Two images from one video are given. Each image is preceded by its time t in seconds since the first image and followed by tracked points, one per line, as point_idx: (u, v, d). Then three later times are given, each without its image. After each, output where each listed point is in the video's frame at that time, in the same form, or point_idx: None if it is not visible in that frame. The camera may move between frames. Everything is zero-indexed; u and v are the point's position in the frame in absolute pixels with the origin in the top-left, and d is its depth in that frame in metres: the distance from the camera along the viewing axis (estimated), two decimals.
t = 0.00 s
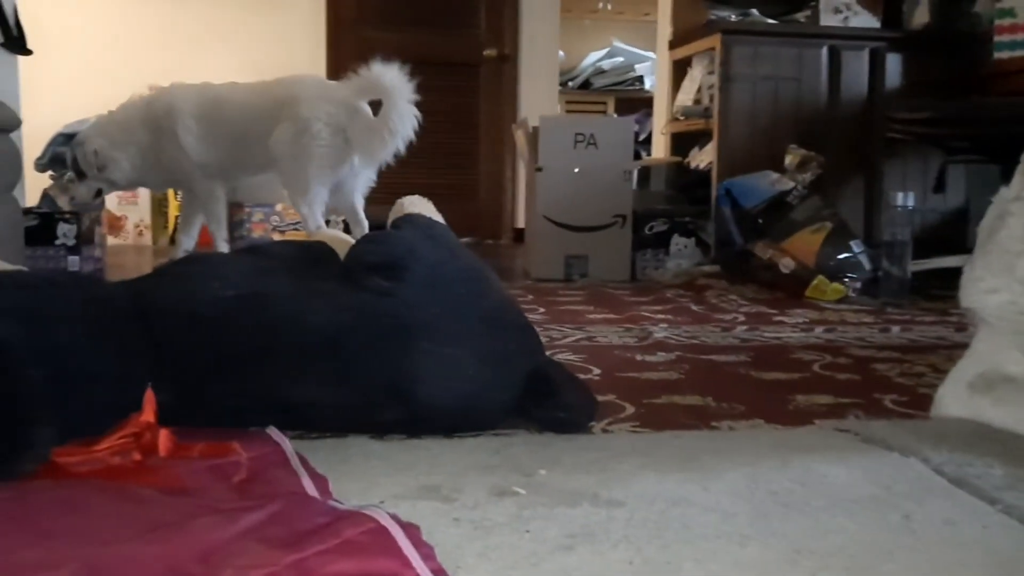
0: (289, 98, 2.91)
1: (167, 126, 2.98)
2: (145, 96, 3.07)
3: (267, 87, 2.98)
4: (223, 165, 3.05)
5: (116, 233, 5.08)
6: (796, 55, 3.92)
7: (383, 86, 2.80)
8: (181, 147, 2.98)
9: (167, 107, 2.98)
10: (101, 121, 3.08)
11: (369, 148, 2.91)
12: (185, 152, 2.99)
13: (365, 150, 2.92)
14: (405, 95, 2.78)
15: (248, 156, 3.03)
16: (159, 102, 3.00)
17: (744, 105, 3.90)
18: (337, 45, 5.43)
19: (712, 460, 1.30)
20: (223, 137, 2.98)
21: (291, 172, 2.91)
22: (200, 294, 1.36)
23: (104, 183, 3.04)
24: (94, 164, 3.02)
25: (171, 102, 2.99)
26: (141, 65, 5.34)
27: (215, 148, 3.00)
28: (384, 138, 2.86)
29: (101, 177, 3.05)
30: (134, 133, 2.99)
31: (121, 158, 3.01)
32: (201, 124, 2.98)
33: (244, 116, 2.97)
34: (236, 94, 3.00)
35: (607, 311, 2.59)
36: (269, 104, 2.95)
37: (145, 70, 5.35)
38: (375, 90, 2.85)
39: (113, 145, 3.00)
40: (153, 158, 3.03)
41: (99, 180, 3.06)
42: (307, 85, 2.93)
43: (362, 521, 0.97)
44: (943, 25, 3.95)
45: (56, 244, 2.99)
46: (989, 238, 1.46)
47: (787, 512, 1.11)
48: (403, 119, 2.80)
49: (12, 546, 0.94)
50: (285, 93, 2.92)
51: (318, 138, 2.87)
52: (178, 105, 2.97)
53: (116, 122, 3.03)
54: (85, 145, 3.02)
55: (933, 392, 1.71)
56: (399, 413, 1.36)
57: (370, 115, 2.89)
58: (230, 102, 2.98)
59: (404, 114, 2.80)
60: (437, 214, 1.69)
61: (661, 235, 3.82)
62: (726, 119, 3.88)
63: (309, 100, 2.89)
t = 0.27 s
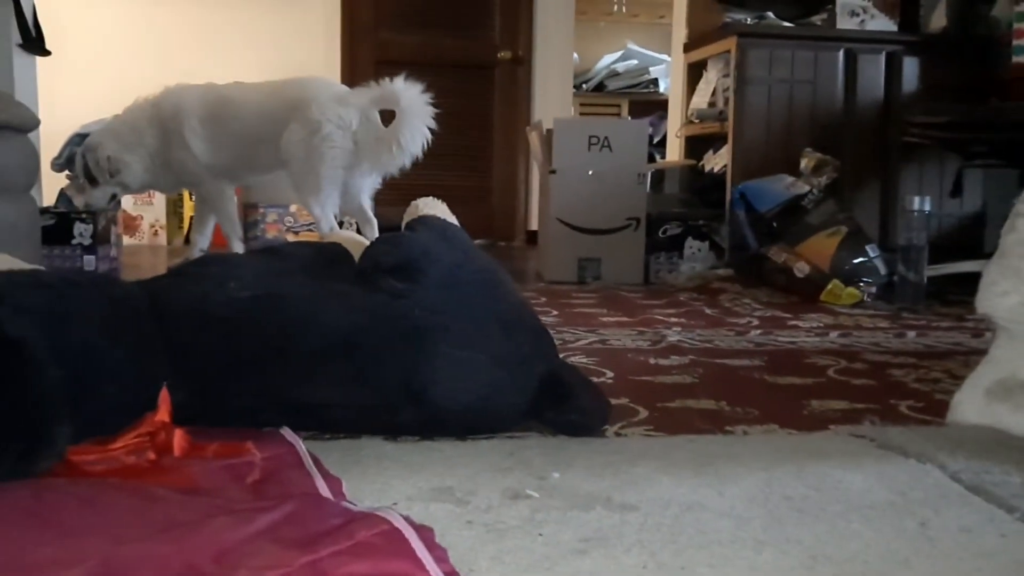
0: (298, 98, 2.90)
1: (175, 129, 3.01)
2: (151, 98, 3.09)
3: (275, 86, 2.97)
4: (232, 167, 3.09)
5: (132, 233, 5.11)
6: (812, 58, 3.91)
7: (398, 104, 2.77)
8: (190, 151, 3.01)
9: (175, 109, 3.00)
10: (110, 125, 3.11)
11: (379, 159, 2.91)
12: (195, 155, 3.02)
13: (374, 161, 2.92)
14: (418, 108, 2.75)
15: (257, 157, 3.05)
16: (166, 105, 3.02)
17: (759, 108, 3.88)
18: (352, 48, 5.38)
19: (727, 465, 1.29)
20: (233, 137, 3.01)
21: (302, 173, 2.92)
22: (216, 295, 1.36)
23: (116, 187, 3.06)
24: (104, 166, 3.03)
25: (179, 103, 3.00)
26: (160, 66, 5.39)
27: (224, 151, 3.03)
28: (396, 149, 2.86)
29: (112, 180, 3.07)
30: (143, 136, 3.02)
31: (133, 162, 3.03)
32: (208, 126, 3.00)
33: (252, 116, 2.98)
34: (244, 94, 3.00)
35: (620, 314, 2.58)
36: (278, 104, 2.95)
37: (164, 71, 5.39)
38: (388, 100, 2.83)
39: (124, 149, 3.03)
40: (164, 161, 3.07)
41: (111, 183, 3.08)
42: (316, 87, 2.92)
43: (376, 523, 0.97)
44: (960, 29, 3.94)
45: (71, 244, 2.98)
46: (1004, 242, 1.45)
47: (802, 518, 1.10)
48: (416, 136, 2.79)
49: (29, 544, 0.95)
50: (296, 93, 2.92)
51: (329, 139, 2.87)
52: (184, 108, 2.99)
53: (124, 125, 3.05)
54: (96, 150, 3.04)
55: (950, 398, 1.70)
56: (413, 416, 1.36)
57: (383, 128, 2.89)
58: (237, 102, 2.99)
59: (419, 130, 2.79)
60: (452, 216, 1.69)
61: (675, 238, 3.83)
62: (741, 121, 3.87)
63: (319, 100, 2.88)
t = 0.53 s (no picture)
0: (313, 100, 2.94)
1: (186, 131, 3.01)
2: (160, 100, 3.09)
3: (286, 88, 3.00)
4: (242, 168, 3.10)
5: (144, 233, 5.13)
6: (825, 61, 3.90)
7: (411, 126, 2.92)
8: (202, 152, 3.02)
9: (185, 111, 3.00)
10: (119, 127, 3.10)
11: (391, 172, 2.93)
12: (207, 156, 3.02)
13: (380, 179, 2.96)
14: (431, 130, 2.91)
15: (269, 158, 3.06)
16: (176, 106, 3.02)
17: (771, 111, 3.88)
18: (364, 50, 5.41)
19: (737, 468, 1.29)
20: (245, 138, 3.01)
21: (316, 174, 2.93)
22: (228, 295, 1.36)
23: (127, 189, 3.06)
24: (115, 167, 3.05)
25: (189, 105, 3.01)
26: (174, 66, 5.42)
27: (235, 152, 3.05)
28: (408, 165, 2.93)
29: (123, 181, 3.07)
30: (154, 138, 3.02)
31: (145, 164, 3.03)
32: (220, 127, 3.01)
33: (264, 117, 3.00)
34: (257, 96, 3.02)
35: (631, 316, 2.58)
36: (291, 106, 2.97)
37: (178, 71, 5.42)
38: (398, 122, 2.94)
39: (135, 150, 3.02)
40: (174, 163, 3.07)
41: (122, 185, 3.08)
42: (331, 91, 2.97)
43: (385, 523, 0.97)
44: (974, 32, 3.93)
45: (84, 243, 3.04)
46: (1017, 246, 1.45)
47: (813, 523, 1.09)
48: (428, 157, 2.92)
49: (40, 542, 0.95)
50: (310, 95, 2.95)
51: (345, 141, 2.89)
52: (195, 110, 2.99)
53: (134, 127, 3.05)
54: (107, 152, 3.03)
55: (962, 403, 1.69)
56: (424, 417, 1.37)
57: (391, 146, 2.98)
58: (249, 102, 3.00)
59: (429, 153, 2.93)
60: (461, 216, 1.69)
61: (686, 240, 3.82)
62: (753, 124, 3.86)
63: (335, 102, 2.92)
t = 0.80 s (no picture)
0: (329, 101, 3.00)
1: (197, 131, 3.00)
2: (169, 100, 3.08)
3: (302, 90, 3.06)
4: (253, 168, 3.11)
5: (154, 233, 5.15)
6: (835, 62, 3.88)
7: (428, 130, 3.00)
8: (215, 152, 3.01)
9: (197, 110, 3.00)
10: (128, 126, 3.08)
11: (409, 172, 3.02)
12: (220, 157, 3.02)
13: (397, 179, 3.05)
14: (450, 132, 3.01)
15: (281, 157, 3.10)
16: (188, 106, 3.01)
17: (780, 112, 3.87)
18: (372, 49, 5.43)
19: (744, 470, 1.29)
20: (258, 138, 3.04)
21: (331, 172, 2.99)
22: (237, 294, 1.37)
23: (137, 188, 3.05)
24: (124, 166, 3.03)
25: (201, 105, 3.00)
26: (185, 66, 5.42)
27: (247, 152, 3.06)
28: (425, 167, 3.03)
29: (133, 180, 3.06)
30: (166, 139, 3.00)
31: (157, 163, 3.02)
32: (233, 128, 3.02)
33: (278, 118, 3.04)
34: (270, 96, 3.05)
35: (639, 318, 2.58)
36: (307, 107, 3.03)
37: (189, 71, 5.43)
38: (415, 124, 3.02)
39: (147, 150, 3.01)
40: (183, 162, 3.05)
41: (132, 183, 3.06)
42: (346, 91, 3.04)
43: (392, 523, 0.97)
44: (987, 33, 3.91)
45: (94, 243, 3.15)
46: None
47: (821, 526, 1.09)
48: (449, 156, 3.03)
49: (49, 539, 0.95)
50: (326, 96, 3.02)
51: (360, 139, 2.95)
52: (209, 111, 2.99)
53: (145, 127, 3.04)
54: (118, 152, 3.02)
55: (971, 406, 1.68)
56: (432, 417, 1.36)
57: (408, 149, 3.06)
58: (263, 103, 3.03)
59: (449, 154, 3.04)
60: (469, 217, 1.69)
61: (695, 241, 3.80)
62: (762, 126, 3.85)
63: (350, 101, 2.99)
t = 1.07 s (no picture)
0: (335, 102, 3.02)
1: (205, 130, 2.98)
2: (176, 100, 3.06)
3: (309, 92, 3.07)
4: (258, 168, 3.11)
5: (159, 233, 5.16)
6: (841, 63, 3.87)
7: (435, 136, 3.04)
8: (222, 152, 3.00)
9: (205, 110, 2.99)
10: (132, 126, 3.05)
11: (415, 175, 3.04)
12: (227, 157, 3.01)
13: (403, 182, 3.06)
14: (454, 138, 3.05)
15: (287, 158, 3.10)
16: (194, 106, 3.00)
17: (786, 114, 3.86)
18: (378, 50, 5.42)
19: (749, 472, 1.28)
20: (265, 139, 3.04)
21: (337, 173, 2.99)
22: (242, 295, 1.37)
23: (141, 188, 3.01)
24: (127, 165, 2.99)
25: (209, 105, 2.99)
26: (194, 66, 5.44)
27: (254, 152, 3.06)
28: (430, 171, 3.05)
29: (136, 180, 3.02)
30: (171, 137, 2.97)
31: (160, 161, 2.98)
32: (241, 128, 3.02)
33: (285, 119, 3.04)
34: (276, 97, 3.06)
35: (644, 319, 2.57)
36: (314, 108, 3.05)
37: (195, 71, 5.44)
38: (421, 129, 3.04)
39: (151, 149, 2.98)
40: (188, 162, 3.02)
41: (137, 183, 3.03)
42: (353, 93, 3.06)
43: (396, 524, 0.97)
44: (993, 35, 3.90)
45: (100, 244, 3.16)
46: None
47: (826, 528, 1.08)
48: (451, 165, 3.06)
49: (53, 538, 0.95)
50: (331, 97, 3.03)
51: (366, 139, 2.96)
52: (217, 110, 2.99)
53: (149, 127, 3.01)
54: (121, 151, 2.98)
55: (977, 408, 1.67)
56: (436, 418, 1.36)
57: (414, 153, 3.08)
58: (271, 104, 3.05)
59: (454, 159, 3.08)
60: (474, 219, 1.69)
61: (700, 243, 3.80)
62: (768, 127, 3.85)
63: (356, 102, 3.00)
